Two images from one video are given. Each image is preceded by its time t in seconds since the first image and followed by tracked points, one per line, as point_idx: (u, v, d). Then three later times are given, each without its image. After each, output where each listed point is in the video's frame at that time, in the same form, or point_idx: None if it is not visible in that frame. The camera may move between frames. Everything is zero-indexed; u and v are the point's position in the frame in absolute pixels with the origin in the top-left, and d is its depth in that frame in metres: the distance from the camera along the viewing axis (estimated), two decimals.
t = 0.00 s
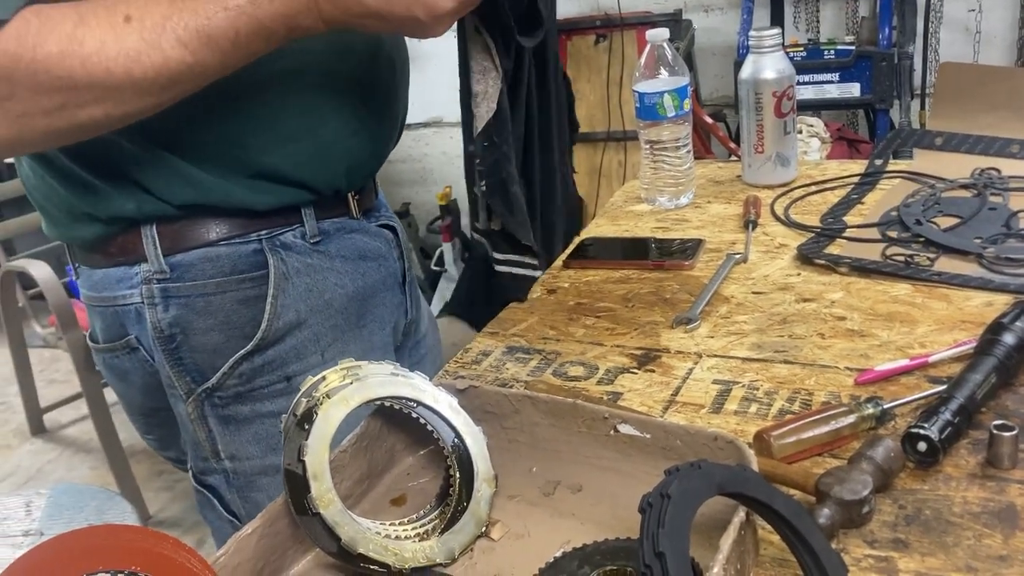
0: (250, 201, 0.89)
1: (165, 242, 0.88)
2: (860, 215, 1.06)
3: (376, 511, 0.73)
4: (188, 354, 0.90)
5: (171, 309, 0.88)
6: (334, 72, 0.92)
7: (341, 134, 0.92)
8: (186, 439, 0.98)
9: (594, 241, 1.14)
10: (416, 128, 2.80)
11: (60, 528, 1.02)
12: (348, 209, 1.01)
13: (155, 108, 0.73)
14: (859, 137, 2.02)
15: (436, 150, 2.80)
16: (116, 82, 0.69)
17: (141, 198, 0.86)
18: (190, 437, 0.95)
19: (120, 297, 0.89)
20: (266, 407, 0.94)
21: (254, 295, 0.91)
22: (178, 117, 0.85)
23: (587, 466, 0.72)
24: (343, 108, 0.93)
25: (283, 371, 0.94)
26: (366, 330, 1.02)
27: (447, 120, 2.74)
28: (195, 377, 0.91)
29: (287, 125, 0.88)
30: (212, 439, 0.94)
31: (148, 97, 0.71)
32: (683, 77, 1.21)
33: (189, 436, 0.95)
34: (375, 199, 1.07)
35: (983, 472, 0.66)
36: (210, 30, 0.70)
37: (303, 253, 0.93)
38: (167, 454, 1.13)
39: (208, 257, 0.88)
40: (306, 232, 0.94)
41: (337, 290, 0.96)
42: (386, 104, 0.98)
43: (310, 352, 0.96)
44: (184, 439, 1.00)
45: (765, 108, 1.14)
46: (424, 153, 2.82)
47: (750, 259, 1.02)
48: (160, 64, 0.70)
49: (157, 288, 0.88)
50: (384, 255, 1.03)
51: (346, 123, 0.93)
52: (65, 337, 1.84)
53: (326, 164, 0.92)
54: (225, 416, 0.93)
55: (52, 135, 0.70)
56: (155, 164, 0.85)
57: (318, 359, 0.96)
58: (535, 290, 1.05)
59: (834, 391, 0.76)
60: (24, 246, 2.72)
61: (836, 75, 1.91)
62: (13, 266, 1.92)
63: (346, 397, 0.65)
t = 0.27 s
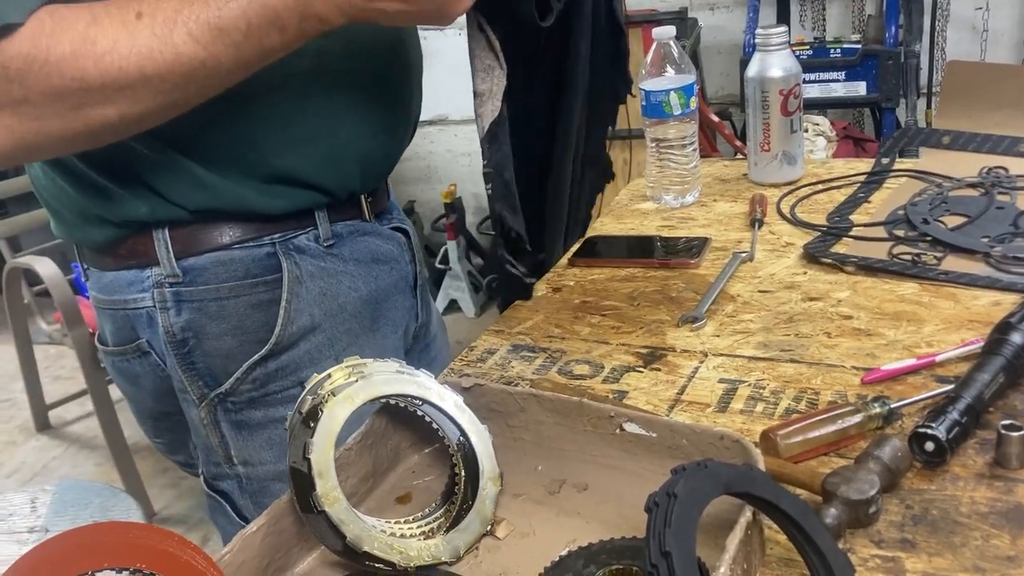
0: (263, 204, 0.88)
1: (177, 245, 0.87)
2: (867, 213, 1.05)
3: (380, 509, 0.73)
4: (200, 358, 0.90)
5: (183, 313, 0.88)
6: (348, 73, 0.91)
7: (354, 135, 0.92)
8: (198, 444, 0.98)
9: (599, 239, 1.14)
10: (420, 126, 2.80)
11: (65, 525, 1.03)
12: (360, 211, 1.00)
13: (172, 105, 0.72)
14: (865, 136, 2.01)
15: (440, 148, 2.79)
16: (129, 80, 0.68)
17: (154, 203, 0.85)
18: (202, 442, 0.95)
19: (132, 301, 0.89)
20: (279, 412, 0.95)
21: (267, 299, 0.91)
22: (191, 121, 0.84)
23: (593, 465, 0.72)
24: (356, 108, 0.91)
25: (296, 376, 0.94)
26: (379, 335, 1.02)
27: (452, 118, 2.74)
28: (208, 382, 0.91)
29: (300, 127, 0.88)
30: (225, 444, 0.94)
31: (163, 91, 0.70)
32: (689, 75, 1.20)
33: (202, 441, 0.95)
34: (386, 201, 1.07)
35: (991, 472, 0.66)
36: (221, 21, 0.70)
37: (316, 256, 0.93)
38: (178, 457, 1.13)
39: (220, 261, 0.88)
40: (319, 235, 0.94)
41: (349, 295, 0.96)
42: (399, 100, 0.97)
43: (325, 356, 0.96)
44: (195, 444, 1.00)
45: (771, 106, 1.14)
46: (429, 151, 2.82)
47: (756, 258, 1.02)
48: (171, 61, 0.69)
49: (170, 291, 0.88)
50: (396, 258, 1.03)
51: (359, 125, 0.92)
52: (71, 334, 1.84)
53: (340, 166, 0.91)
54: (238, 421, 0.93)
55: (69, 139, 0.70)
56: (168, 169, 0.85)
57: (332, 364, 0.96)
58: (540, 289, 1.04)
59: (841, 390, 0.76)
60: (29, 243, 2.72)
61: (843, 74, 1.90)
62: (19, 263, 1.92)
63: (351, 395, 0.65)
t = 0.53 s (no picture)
0: (280, 215, 0.87)
1: (189, 255, 0.86)
2: (872, 211, 1.05)
3: (385, 506, 0.72)
4: (215, 370, 0.89)
5: (197, 324, 0.87)
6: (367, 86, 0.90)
7: (373, 150, 0.91)
8: (212, 457, 0.96)
9: (603, 237, 1.14)
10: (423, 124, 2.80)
11: (69, 521, 1.03)
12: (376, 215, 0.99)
13: (181, 132, 0.70)
14: (868, 134, 2.01)
15: (443, 146, 2.79)
16: (138, 106, 0.66)
17: (168, 213, 0.84)
18: (217, 456, 0.94)
19: (144, 311, 0.88)
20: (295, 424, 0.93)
21: (283, 309, 0.90)
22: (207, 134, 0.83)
23: (598, 462, 0.71)
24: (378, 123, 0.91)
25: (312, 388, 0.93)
26: (396, 345, 1.00)
27: (455, 116, 2.74)
28: (223, 395, 0.90)
29: (322, 138, 0.87)
30: (240, 457, 0.92)
31: (173, 119, 0.68)
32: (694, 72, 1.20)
33: (216, 454, 0.94)
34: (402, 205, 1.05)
35: (997, 470, 0.66)
36: (236, 48, 0.68)
37: (332, 265, 0.92)
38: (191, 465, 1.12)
39: (235, 272, 0.87)
40: (335, 243, 0.93)
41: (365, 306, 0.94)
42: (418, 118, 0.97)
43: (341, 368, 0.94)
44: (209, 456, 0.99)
45: (776, 103, 1.14)
46: (432, 148, 2.82)
47: (761, 255, 1.02)
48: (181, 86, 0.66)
49: (183, 302, 0.86)
50: (411, 263, 1.02)
51: (376, 136, 0.91)
52: (73, 331, 1.84)
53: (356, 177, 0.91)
54: (253, 434, 0.92)
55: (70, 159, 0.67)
56: (183, 180, 0.83)
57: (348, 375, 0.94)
58: (544, 286, 1.04)
59: (846, 388, 0.76)
60: (31, 239, 2.73)
61: (846, 72, 1.90)
62: (23, 259, 1.92)
63: (356, 391, 0.65)
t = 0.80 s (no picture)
0: (279, 227, 0.87)
1: (183, 265, 0.86)
2: (873, 210, 1.05)
3: (386, 504, 0.72)
4: (208, 378, 0.88)
5: (191, 332, 0.87)
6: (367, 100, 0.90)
7: (373, 161, 0.92)
8: (206, 464, 0.96)
9: (603, 236, 1.14)
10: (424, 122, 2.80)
11: (69, 519, 1.03)
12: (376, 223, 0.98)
13: (179, 147, 0.70)
14: (869, 133, 2.00)
15: (444, 144, 2.79)
16: (134, 114, 0.66)
17: (162, 224, 0.84)
18: (211, 464, 0.93)
19: (139, 318, 0.88)
20: (289, 433, 0.92)
21: (278, 319, 0.89)
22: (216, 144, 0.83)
23: (598, 461, 0.71)
24: (385, 141, 0.92)
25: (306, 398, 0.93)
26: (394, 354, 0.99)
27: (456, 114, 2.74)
28: (217, 404, 0.90)
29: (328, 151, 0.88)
30: (234, 467, 0.92)
31: (168, 130, 0.68)
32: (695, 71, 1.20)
33: (210, 463, 0.93)
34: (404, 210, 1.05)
35: (997, 470, 0.66)
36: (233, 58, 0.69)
37: (328, 274, 0.91)
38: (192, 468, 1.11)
39: (230, 280, 0.86)
40: (331, 251, 0.92)
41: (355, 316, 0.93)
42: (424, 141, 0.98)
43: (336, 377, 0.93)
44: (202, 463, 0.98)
45: (777, 102, 1.14)
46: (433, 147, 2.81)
47: (761, 255, 1.02)
48: (180, 97, 0.67)
49: (178, 310, 0.86)
50: (410, 269, 1.01)
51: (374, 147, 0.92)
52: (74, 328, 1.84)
53: (355, 187, 0.91)
54: (246, 444, 0.91)
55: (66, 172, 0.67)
56: (180, 194, 0.84)
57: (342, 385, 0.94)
58: (545, 285, 1.04)
59: (846, 387, 0.76)
60: (32, 237, 2.73)
61: (848, 71, 1.90)
62: (24, 257, 1.92)
63: (356, 389, 0.65)
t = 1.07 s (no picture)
0: (270, 223, 0.87)
1: (178, 252, 0.86)
2: (874, 210, 1.05)
3: (385, 504, 0.72)
4: (196, 364, 0.88)
5: (181, 318, 0.87)
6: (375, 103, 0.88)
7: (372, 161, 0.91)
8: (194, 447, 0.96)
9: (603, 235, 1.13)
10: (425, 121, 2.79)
11: (68, 518, 1.03)
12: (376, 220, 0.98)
13: (174, 152, 0.70)
14: (870, 132, 2.00)
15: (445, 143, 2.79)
16: (126, 118, 0.66)
17: (156, 212, 0.85)
18: (195, 447, 0.93)
19: (135, 301, 0.89)
20: (272, 424, 0.92)
21: (264, 310, 0.88)
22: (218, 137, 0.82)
23: (598, 461, 0.71)
24: (392, 143, 0.92)
25: (290, 390, 0.91)
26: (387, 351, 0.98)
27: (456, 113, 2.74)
28: (202, 389, 0.90)
29: (335, 151, 0.87)
30: (215, 451, 0.92)
31: (160, 135, 0.68)
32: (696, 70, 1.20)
33: (195, 446, 0.94)
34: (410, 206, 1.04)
35: (999, 470, 0.66)
36: (229, 69, 0.67)
37: (319, 268, 0.90)
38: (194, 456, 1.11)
39: (219, 270, 0.86)
40: (324, 246, 0.91)
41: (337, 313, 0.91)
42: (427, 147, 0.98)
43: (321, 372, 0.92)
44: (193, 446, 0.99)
45: (778, 101, 1.14)
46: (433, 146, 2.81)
47: (762, 254, 1.01)
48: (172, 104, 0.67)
49: (169, 296, 0.87)
50: (412, 267, 0.99)
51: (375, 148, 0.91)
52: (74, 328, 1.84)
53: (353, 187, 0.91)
54: (229, 431, 0.91)
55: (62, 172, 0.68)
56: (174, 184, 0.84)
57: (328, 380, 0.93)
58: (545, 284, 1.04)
59: (847, 387, 0.76)
60: (32, 236, 2.72)
61: (848, 70, 1.90)
62: (23, 256, 1.92)
63: (356, 389, 0.65)
